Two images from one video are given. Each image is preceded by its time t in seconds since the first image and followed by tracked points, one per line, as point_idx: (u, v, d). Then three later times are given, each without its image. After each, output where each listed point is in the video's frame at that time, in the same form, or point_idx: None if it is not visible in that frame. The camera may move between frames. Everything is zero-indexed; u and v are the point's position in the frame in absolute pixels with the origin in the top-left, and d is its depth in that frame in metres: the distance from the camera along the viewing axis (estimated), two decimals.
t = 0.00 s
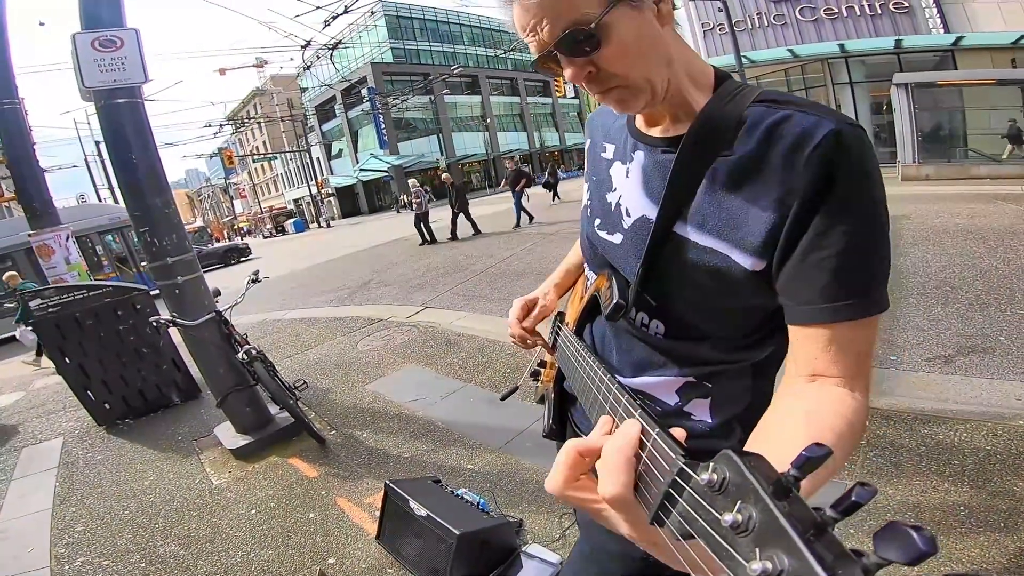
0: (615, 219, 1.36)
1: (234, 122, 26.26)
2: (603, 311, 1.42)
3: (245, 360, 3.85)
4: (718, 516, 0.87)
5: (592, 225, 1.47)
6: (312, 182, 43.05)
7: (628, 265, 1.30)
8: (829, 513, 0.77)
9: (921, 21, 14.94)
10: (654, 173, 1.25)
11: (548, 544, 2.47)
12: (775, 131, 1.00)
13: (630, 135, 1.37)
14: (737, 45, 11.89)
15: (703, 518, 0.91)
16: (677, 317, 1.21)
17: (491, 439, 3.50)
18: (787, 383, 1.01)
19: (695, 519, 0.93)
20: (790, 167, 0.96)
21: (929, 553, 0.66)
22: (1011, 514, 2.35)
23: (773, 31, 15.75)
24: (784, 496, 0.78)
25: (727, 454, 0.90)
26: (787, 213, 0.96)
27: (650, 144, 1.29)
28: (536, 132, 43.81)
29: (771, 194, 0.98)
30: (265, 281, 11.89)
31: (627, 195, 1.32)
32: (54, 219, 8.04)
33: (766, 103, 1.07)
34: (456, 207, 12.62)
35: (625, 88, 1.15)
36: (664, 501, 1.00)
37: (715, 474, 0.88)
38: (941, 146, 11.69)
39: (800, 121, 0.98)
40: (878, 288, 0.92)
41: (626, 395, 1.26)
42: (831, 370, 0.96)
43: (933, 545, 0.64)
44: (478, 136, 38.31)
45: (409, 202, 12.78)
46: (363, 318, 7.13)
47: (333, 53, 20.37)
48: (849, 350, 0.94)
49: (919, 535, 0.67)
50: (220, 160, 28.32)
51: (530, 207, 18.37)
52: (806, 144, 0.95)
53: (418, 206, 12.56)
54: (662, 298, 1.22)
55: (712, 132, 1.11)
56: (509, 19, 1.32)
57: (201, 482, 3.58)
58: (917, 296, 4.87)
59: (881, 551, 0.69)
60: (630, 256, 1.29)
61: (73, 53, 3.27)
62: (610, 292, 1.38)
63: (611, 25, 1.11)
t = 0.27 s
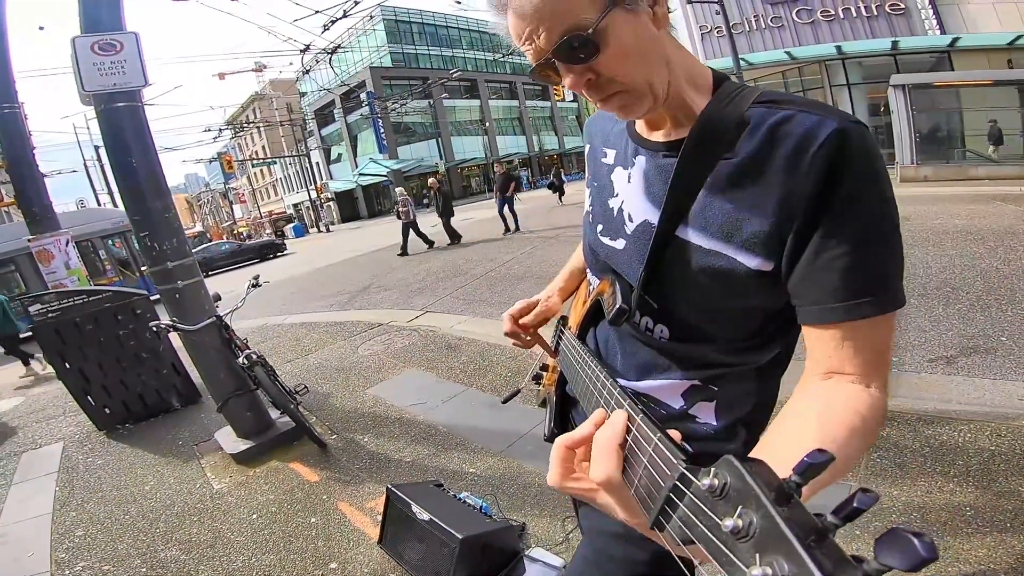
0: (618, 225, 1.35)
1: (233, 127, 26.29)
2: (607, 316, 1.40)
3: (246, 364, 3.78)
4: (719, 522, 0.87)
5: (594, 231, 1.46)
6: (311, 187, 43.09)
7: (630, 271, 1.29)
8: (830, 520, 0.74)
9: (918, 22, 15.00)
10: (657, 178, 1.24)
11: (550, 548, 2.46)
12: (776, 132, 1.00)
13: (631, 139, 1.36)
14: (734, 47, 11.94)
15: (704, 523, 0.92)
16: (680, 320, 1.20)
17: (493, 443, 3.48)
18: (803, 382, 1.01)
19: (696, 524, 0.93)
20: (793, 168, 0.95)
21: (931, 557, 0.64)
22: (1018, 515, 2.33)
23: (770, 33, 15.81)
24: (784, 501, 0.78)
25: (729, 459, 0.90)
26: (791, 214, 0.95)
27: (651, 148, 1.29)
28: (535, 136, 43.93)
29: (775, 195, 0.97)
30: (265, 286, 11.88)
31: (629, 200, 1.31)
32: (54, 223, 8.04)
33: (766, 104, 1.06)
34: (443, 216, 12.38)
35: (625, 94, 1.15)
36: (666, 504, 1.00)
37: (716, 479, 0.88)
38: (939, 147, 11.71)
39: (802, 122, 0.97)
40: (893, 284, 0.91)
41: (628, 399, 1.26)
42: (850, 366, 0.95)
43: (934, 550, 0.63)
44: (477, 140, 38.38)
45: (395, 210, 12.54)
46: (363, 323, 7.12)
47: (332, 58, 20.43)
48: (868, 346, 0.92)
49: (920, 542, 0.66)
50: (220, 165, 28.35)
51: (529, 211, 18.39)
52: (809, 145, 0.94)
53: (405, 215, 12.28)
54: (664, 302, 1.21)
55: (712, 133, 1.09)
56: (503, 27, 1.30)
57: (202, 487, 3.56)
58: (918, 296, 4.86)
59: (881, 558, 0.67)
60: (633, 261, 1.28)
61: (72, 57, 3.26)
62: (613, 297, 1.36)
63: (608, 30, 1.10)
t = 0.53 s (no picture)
0: (618, 227, 1.34)
1: (233, 131, 26.34)
2: (607, 321, 1.40)
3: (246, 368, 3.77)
4: (723, 524, 0.87)
5: (595, 234, 1.45)
6: (311, 191, 43.12)
7: (631, 275, 1.28)
8: (836, 521, 0.75)
9: (915, 24, 15.05)
10: (658, 181, 1.24)
11: (552, 552, 2.45)
12: (778, 139, 0.99)
13: (632, 142, 1.36)
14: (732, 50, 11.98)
15: (708, 526, 0.91)
16: (682, 324, 1.19)
17: (494, 446, 3.48)
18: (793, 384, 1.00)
19: (700, 527, 0.92)
20: (797, 174, 0.94)
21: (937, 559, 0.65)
22: (1022, 517, 2.32)
23: (768, 35, 15.86)
24: (790, 504, 0.78)
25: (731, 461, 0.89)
26: (793, 220, 0.95)
27: (652, 151, 1.28)
28: (534, 138, 43.98)
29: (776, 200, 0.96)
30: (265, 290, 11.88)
31: (630, 203, 1.31)
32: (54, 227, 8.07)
33: (768, 109, 1.05)
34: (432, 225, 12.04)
35: (626, 93, 1.14)
36: (670, 508, 1.00)
37: (720, 482, 0.87)
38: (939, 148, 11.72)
39: (804, 129, 0.97)
40: (886, 290, 0.91)
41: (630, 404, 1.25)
42: (837, 369, 0.95)
43: (942, 550, 0.64)
44: (477, 143, 38.43)
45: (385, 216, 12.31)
46: (364, 327, 7.11)
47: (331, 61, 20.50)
48: (856, 350, 0.93)
49: (926, 542, 0.67)
50: (220, 168, 28.38)
51: (529, 214, 18.40)
52: (811, 151, 0.94)
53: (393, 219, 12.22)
54: (666, 306, 1.20)
55: (714, 137, 1.09)
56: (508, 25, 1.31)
57: (203, 490, 3.56)
58: (919, 298, 4.86)
59: (890, 558, 0.68)
60: (634, 264, 1.28)
61: (72, 60, 3.26)
62: (615, 300, 1.36)
63: (611, 30, 1.10)
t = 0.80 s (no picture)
0: (611, 227, 1.33)
1: (232, 133, 26.33)
2: (601, 319, 1.39)
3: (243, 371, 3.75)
4: (717, 523, 0.86)
5: (587, 234, 1.44)
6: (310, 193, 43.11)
7: (625, 274, 1.27)
8: (828, 520, 0.75)
9: (912, 24, 15.08)
10: (649, 179, 1.23)
11: (549, 553, 2.44)
12: (766, 133, 0.99)
13: (621, 142, 1.35)
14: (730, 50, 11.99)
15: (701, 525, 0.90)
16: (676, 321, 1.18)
17: (491, 448, 3.47)
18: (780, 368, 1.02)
19: (694, 526, 0.91)
20: (785, 169, 0.94)
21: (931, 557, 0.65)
22: (1019, 516, 2.32)
23: (766, 35, 15.89)
24: (783, 503, 0.79)
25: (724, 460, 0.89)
26: (785, 216, 0.95)
27: (641, 151, 1.28)
28: (533, 140, 44.00)
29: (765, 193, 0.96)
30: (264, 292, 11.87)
31: (622, 202, 1.30)
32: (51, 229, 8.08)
33: (754, 104, 1.05)
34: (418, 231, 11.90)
35: (613, 96, 1.14)
36: (664, 507, 1.00)
37: (713, 480, 0.87)
38: (936, 148, 11.74)
39: (791, 123, 0.97)
40: (876, 280, 0.94)
41: (625, 402, 1.25)
42: (822, 356, 0.98)
43: (934, 550, 0.64)
44: (475, 144, 38.46)
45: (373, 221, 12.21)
46: (361, 329, 7.10)
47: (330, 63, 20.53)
48: (840, 336, 0.95)
49: (919, 541, 0.66)
50: (218, 171, 28.37)
51: (528, 215, 18.41)
52: (799, 146, 0.94)
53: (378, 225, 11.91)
54: (659, 304, 1.19)
55: (704, 135, 1.08)
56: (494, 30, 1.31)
57: (199, 493, 3.55)
58: (916, 298, 4.86)
59: (880, 558, 0.68)
60: (627, 263, 1.27)
61: (66, 63, 3.26)
62: (609, 299, 1.35)
63: (595, 33, 1.10)
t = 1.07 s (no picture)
0: (627, 244, 1.32)
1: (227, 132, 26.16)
2: (613, 332, 1.39)
3: (239, 375, 3.72)
4: (734, 536, 0.87)
5: (602, 249, 1.44)
6: (305, 192, 42.92)
7: (640, 290, 1.27)
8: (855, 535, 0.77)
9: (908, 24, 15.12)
10: (669, 197, 1.22)
11: (552, 560, 2.43)
12: (791, 153, 0.98)
13: (639, 157, 1.35)
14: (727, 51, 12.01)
15: (718, 536, 0.91)
16: (693, 338, 1.18)
17: (490, 453, 3.46)
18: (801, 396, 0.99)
19: (712, 539, 0.92)
20: (811, 191, 0.93)
21: None
22: (1019, 522, 2.33)
23: (762, 36, 15.93)
24: (802, 514, 0.78)
25: (742, 473, 0.89)
26: (807, 237, 0.93)
27: (661, 166, 1.27)
28: (529, 139, 43.97)
29: (789, 214, 0.95)
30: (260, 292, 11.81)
31: (639, 218, 1.30)
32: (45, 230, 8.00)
33: (781, 123, 1.03)
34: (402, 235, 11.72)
35: (638, 115, 1.13)
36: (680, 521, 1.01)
37: (730, 493, 0.87)
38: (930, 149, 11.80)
39: (817, 145, 0.95)
40: (897, 308, 0.90)
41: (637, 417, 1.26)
42: (843, 386, 0.94)
43: (961, 558, 0.69)
44: (471, 143, 38.38)
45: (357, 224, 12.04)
46: (358, 331, 7.08)
47: (326, 62, 20.46)
48: (865, 368, 0.91)
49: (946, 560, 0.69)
50: (212, 169, 28.21)
51: (523, 215, 18.40)
52: (827, 168, 0.92)
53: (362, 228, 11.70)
54: (677, 321, 1.19)
55: (729, 152, 1.07)
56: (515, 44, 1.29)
57: (197, 497, 3.52)
58: (913, 301, 4.89)
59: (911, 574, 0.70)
60: (643, 281, 1.26)
61: (60, 64, 3.22)
62: (621, 313, 1.34)
63: (622, 51, 1.09)
